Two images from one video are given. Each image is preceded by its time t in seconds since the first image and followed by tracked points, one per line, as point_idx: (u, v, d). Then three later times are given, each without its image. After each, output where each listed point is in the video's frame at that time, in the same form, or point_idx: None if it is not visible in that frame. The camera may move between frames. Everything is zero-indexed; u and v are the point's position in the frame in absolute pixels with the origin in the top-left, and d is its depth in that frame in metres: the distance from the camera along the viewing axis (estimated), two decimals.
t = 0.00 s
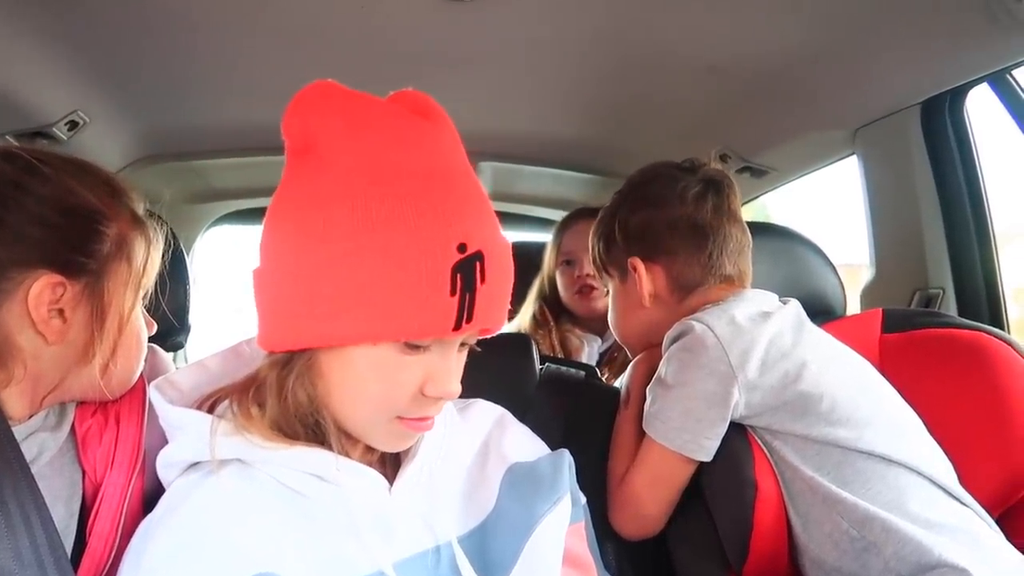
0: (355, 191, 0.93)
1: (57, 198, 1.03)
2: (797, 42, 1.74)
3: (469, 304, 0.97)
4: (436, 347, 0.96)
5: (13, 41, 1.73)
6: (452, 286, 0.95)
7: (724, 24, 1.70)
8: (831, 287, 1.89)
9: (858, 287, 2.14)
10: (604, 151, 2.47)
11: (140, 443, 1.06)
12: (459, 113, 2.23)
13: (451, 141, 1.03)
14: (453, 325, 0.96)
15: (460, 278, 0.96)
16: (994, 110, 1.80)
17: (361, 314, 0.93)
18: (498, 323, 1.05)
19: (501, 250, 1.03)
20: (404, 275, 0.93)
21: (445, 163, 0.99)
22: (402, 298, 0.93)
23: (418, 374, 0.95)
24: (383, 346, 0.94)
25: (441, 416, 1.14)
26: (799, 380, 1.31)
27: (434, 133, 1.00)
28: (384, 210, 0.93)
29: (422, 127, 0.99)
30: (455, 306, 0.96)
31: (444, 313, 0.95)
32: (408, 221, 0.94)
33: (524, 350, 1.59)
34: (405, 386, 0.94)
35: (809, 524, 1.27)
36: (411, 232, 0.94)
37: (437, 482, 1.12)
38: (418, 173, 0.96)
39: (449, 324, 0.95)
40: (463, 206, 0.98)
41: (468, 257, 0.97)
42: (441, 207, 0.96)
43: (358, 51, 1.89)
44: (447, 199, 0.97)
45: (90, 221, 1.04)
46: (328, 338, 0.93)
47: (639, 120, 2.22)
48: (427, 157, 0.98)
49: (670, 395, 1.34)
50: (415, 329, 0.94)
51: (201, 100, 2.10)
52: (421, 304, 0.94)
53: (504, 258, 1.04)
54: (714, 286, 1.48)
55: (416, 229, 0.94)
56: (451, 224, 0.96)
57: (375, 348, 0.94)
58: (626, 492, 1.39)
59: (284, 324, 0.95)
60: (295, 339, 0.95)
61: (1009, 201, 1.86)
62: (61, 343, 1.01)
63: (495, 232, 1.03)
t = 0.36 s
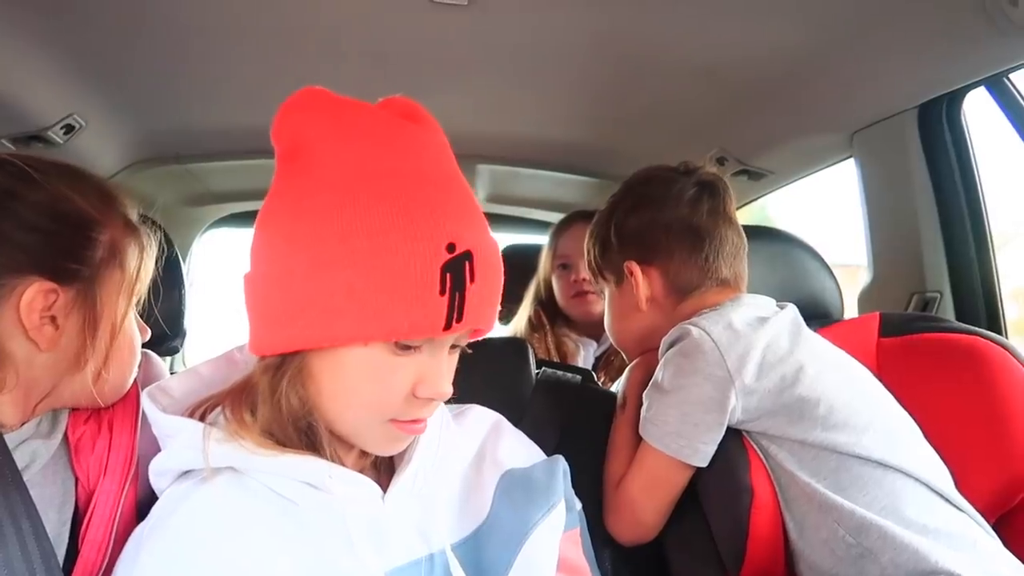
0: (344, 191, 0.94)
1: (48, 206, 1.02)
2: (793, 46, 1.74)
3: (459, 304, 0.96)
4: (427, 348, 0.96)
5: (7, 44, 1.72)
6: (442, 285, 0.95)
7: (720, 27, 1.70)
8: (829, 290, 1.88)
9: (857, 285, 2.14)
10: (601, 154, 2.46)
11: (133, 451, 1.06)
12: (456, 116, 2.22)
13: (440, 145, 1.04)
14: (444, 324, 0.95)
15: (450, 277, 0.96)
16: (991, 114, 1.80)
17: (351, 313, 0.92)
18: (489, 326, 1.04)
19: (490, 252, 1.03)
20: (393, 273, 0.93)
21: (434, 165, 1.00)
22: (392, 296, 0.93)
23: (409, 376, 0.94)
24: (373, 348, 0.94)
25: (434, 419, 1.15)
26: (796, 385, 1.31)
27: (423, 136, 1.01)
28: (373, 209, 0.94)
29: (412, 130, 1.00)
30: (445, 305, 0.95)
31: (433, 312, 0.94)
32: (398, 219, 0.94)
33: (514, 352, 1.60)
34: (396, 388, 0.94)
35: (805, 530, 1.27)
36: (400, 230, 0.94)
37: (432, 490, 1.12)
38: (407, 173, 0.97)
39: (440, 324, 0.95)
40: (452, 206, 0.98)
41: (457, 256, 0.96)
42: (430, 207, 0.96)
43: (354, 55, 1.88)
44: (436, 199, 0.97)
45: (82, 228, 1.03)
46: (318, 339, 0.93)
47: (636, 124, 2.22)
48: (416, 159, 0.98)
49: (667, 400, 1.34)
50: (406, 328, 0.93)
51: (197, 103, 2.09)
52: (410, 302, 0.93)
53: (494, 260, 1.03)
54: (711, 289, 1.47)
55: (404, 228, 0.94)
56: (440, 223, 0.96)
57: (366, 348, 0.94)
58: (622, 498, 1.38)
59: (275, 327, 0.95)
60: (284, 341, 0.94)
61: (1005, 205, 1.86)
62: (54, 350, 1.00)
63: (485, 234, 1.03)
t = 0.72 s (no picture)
0: (329, 191, 0.94)
1: (39, 210, 1.02)
2: (786, 49, 1.74)
3: (446, 300, 0.97)
4: (415, 346, 0.96)
5: None
6: (428, 281, 0.95)
7: (714, 29, 1.70)
8: (821, 293, 1.89)
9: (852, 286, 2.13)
10: (596, 156, 2.47)
11: (123, 454, 1.06)
12: (450, 118, 2.23)
13: (423, 144, 1.04)
14: (432, 321, 0.95)
15: (436, 274, 0.96)
16: (984, 116, 1.81)
17: (338, 312, 0.92)
18: (475, 322, 1.05)
19: (475, 249, 1.03)
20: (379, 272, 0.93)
21: (417, 164, 1.00)
22: (378, 294, 0.93)
23: (398, 375, 0.94)
24: (361, 346, 0.94)
25: (427, 420, 1.15)
26: (789, 387, 1.31)
27: (405, 136, 1.01)
28: (358, 208, 0.94)
29: (395, 130, 1.01)
30: (432, 302, 0.95)
31: (421, 310, 0.94)
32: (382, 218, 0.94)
33: (510, 360, 1.61)
34: (385, 388, 0.94)
35: (797, 534, 1.27)
36: (385, 229, 0.94)
37: (425, 495, 1.11)
38: (391, 172, 0.97)
39: (427, 321, 0.95)
40: (436, 204, 0.99)
41: (443, 255, 0.97)
42: (414, 205, 0.96)
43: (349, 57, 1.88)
44: (420, 197, 0.97)
45: (73, 233, 1.03)
46: (307, 339, 0.93)
47: (630, 125, 2.22)
48: (399, 158, 0.98)
49: (660, 403, 1.34)
50: (394, 326, 0.93)
51: (191, 105, 2.09)
52: (398, 300, 0.93)
53: (479, 257, 1.04)
54: (702, 293, 1.47)
55: (390, 228, 0.94)
56: (424, 221, 0.96)
57: (354, 346, 0.94)
58: (615, 501, 1.38)
59: (262, 329, 0.95)
60: (272, 343, 0.94)
61: (998, 207, 1.86)
62: (44, 355, 1.00)
63: (470, 232, 1.03)
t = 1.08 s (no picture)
0: (310, 197, 0.94)
1: (28, 217, 1.01)
2: (779, 53, 1.74)
3: (429, 304, 0.97)
4: (400, 352, 0.96)
5: None
6: (410, 285, 0.95)
7: (708, 34, 1.70)
8: (816, 297, 1.89)
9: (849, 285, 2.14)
10: (590, 159, 2.47)
11: (113, 462, 1.05)
12: (445, 121, 2.23)
13: (406, 148, 1.04)
14: (415, 326, 0.95)
15: (418, 278, 0.96)
16: (977, 120, 1.81)
17: (321, 319, 0.92)
18: (461, 325, 1.04)
19: (459, 252, 1.03)
20: (360, 277, 0.93)
21: (399, 168, 1.00)
22: (360, 300, 0.93)
23: (382, 380, 0.94)
24: (345, 352, 0.94)
25: (420, 424, 1.15)
26: (779, 391, 1.31)
27: (387, 140, 1.01)
28: (339, 214, 0.94)
29: (376, 135, 1.00)
30: (414, 307, 0.95)
31: (404, 314, 0.94)
32: (363, 223, 0.94)
33: (503, 366, 1.60)
34: (370, 394, 0.94)
35: (786, 540, 1.27)
36: (366, 234, 0.94)
37: (417, 504, 1.11)
38: (372, 177, 0.97)
39: (411, 325, 0.95)
40: (418, 209, 0.98)
41: (426, 259, 0.97)
42: (395, 209, 0.96)
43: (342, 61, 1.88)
44: (401, 201, 0.97)
45: (62, 240, 1.03)
46: (290, 345, 0.93)
47: (624, 129, 2.22)
48: (381, 163, 0.98)
49: (651, 409, 1.34)
50: (376, 331, 0.93)
51: (184, 109, 2.09)
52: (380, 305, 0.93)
53: (463, 261, 1.04)
54: (691, 297, 1.47)
55: (371, 233, 0.94)
56: (406, 225, 0.96)
57: (338, 353, 0.94)
58: (609, 507, 1.38)
59: (246, 336, 0.95)
60: (256, 350, 0.94)
61: (990, 211, 1.86)
62: (33, 363, 1.00)
63: (454, 235, 1.03)
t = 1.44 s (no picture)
0: (303, 199, 0.95)
1: (24, 218, 1.02)
2: (774, 55, 1.75)
3: (422, 304, 0.97)
4: (393, 352, 0.96)
5: None
6: (403, 285, 0.95)
7: (704, 36, 1.71)
8: (810, 297, 1.90)
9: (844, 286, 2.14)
10: (586, 160, 2.48)
11: (111, 465, 1.06)
12: (441, 123, 2.23)
13: (399, 149, 1.04)
14: (408, 325, 0.96)
15: (411, 278, 0.96)
16: (970, 122, 1.82)
17: (314, 319, 0.92)
18: (455, 324, 1.05)
19: (452, 253, 1.03)
20: (353, 277, 0.93)
21: (391, 169, 1.00)
22: (353, 300, 0.93)
23: (376, 380, 0.94)
24: (340, 351, 0.94)
25: (414, 423, 1.15)
26: (779, 391, 1.32)
27: (380, 142, 1.02)
28: (331, 214, 0.94)
29: (368, 136, 1.01)
30: (407, 307, 0.95)
31: (396, 314, 0.95)
32: (355, 224, 0.95)
33: (499, 368, 1.60)
34: (364, 394, 0.94)
35: (782, 542, 1.28)
36: (358, 234, 0.94)
37: (412, 506, 1.11)
38: (364, 178, 0.97)
39: (404, 325, 0.95)
40: (410, 209, 0.99)
41: (419, 259, 0.97)
42: (387, 210, 0.97)
43: (339, 62, 1.89)
44: (393, 202, 0.98)
45: (59, 242, 1.03)
46: (283, 346, 0.93)
47: (620, 130, 2.23)
48: (373, 164, 0.99)
49: (653, 411, 1.34)
50: (369, 331, 0.93)
51: (180, 111, 2.09)
52: (372, 304, 0.94)
53: (456, 260, 1.04)
54: (687, 300, 1.48)
55: (363, 234, 0.95)
56: (398, 225, 0.97)
57: (332, 352, 0.94)
58: (608, 509, 1.39)
59: (240, 337, 0.96)
60: (250, 351, 0.95)
61: (984, 213, 1.87)
62: (29, 365, 1.00)
63: (447, 235, 1.03)
